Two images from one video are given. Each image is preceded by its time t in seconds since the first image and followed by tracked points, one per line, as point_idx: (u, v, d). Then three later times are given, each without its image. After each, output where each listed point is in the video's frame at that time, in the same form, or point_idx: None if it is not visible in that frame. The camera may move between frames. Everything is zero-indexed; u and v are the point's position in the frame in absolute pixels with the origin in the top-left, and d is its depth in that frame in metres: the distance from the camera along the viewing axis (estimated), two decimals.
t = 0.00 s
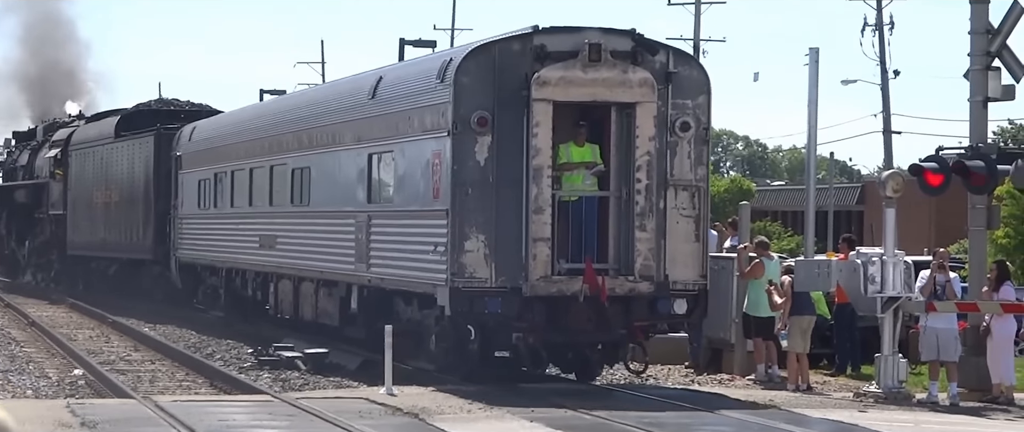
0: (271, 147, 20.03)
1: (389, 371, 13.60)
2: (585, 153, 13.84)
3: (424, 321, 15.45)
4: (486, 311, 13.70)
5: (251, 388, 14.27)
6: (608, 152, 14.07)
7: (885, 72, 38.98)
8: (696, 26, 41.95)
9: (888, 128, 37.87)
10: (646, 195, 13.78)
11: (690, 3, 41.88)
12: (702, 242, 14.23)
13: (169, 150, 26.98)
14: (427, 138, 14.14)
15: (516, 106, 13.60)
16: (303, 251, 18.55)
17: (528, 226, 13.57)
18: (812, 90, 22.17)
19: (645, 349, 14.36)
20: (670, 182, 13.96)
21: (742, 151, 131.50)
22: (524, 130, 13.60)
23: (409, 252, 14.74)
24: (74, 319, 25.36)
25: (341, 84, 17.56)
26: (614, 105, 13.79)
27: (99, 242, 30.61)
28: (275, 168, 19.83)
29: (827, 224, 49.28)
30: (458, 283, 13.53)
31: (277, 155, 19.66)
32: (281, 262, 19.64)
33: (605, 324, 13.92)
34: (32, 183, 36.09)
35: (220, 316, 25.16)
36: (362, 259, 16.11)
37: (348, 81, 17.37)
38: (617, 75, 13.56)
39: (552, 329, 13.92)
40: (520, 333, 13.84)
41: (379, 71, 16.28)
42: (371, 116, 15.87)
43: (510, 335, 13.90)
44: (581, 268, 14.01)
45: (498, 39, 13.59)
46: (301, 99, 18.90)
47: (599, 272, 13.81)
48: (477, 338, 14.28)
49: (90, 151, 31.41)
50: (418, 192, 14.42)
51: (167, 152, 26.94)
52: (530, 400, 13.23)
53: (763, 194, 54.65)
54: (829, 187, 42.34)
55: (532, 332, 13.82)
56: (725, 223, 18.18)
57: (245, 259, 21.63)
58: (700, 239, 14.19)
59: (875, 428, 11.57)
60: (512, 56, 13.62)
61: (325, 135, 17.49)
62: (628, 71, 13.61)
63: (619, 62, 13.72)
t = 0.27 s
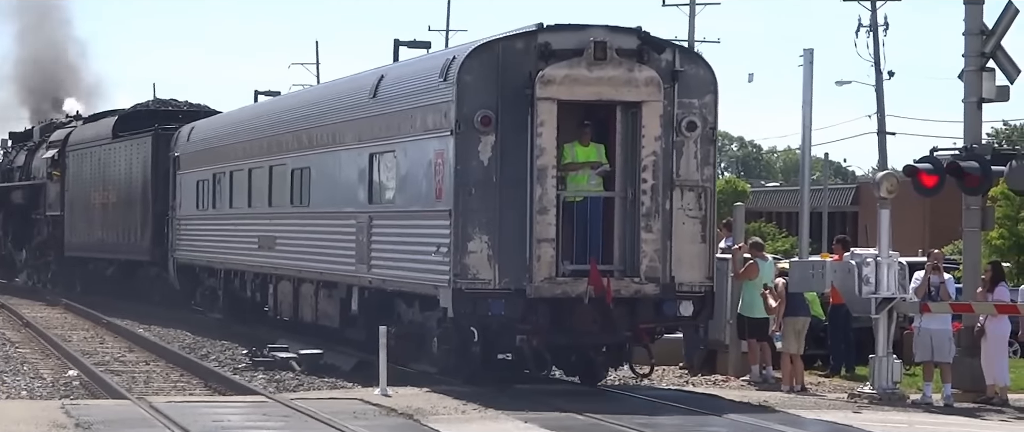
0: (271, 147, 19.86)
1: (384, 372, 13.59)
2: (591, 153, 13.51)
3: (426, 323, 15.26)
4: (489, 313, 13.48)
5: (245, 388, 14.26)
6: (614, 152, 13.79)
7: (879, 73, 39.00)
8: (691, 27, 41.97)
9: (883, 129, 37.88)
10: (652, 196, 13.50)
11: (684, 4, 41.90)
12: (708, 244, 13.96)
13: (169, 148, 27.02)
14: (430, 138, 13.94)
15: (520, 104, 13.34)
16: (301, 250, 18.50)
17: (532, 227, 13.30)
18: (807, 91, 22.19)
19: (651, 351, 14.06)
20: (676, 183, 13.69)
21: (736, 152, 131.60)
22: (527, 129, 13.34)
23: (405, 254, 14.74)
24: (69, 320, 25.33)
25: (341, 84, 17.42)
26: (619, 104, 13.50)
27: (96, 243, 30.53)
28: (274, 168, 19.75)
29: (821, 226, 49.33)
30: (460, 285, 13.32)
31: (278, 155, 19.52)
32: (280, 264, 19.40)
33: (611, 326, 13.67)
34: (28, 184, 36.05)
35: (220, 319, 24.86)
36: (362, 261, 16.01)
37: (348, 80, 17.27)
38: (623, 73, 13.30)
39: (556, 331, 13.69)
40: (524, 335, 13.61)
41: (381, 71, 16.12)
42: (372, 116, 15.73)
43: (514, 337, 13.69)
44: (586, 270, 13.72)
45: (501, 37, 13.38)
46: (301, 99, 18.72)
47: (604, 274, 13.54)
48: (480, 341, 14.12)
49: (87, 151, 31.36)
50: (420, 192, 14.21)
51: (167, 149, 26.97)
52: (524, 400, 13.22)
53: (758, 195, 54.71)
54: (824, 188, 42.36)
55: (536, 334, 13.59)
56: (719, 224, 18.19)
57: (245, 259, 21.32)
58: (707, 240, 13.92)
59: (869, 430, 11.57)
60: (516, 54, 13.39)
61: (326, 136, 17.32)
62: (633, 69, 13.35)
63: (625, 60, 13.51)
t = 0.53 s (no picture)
0: (268, 148, 19.64)
1: (378, 372, 13.59)
2: (594, 151, 13.48)
3: (426, 324, 14.89)
4: (490, 314, 13.40)
5: (239, 389, 14.24)
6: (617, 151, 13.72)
7: (872, 73, 39.04)
8: (684, 27, 41.97)
9: (876, 129, 37.90)
10: (656, 195, 13.45)
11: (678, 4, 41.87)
12: (713, 243, 13.91)
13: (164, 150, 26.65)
14: (430, 137, 13.84)
15: (523, 103, 13.29)
16: (296, 252, 18.39)
17: (535, 226, 13.21)
18: (799, 91, 22.22)
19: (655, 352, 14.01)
20: (681, 182, 13.65)
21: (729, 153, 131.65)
22: (529, 127, 13.28)
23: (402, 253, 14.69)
24: (62, 322, 25.28)
25: (339, 83, 17.24)
26: (623, 102, 13.43)
27: (92, 245, 30.45)
28: (271, 169, 19.53)
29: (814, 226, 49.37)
30: (462, 286, 13.23)
31: (274, 154, 19.31)
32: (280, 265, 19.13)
33: (615, 328, 13.55)
34: (22, 186, 35.99)
35: (216, 320, 24.46)
36: (362, 262, 15.79)
37: (348, 79, 17.07)
38: (626, 71, 13.23)
39: (559, 333, 13.55)
40: (526, 337, 13.49)
41: (380, 69, 15.94)
42: (371, 114, 15.53)
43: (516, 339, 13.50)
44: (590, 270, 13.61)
45: (503, 34, 13.30)
46: (299, 98, 18.54)
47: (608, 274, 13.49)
48: (482, 343, 13.87)
49: (82, 152, 31.30)
50: (421, 192, 14.09)
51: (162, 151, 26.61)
52: (519, 401, 13.22)
53: (751, 196, 54.73)
54: (817, 187, 42.40)
55: (539, 336, 13.47)
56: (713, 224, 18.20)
57: (244, 260, 20.99)
58: (711, 240, 13.89)
59: (864, 429, 11.59)
60: (518, 51, 13.33)
61: (325, 135, 17.07)
62: (637, 67, 13.30)
63: (629, 57, 13.43)
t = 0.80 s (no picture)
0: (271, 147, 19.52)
1: (376, 372, 13.58)
2: (601, 149, 13.22)
3: (432, 326, 14.84)
4: (499, 315, 13.29)
5: (237, 389, 14.24)
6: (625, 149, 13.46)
7: (869, 72, 39.06)
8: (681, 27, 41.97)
9: (873, 128, 37.91)
10: (665, 194, 13.22)
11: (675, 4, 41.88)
12: (723, 242, 13.70)
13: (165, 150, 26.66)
14: (435, 135, 13.70)
15: (529, 101, 13.13)
16: (299, 252, 18.25)
17: (542, 226, 13.01)
18: (796, 91, 22.22)
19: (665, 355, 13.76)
20: (690, 180, 13.43)
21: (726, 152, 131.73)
22: (536, 125, 13.11)
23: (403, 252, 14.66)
24: (59, 322, 25.26)
25: (341, 81, 17.11)
26: (630, 100, 13.22)
27: (93, 245, 30.39)
28: (274, 168, 19.40)
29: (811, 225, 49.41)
30: (468, 287, 13.08)
31: (277, 154, 19.17)
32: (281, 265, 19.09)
33: (624, 329, 13.29)
34: (22, 187, 36.01)
35: (219, 321, 24.28)
36: (366, 263, 15.68)
37: (351, 77, 16.92)
38: (634, 68, 13.05)
39: (567, 335, 13.26)
40: (534, 338, 13.31)
41: (384, 66, 15.78)
42: (375, 113, 15.40)
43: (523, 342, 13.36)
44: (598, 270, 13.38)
45: (509, 30, 13.14)
46: (301, 97, 18.41)
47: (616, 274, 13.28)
48: (489, 344, 13.72)
49: (83, 152, 31.30)
50: (426, 192, 13.97)
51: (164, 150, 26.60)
52: (517, 401, 13.21)
53: (748, 195, 54.79)
54: (814, 186, 42.42)
55: (546, 337, 13.24)
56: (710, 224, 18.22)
57: (246, 261, 20.85)
58: (721, 240, 13.68)
59: (862, 428, 11.59)
60: (524, 48, 13.16)
61: (328, 133, 16.97)
62: (646, 64, 13.10)
63: (636, 54, 13.26)
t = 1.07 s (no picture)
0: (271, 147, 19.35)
1: (372, 373, 13.57)
2: (608, 149, 12.84)
3: (436, 328, 14.66)
4: (505, 318, 13.07)
5: (233, 390, 14.23)
6: (632, 150, 13.09)
7: (867, 74, 39.07)
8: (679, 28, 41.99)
9: (870, 130, 37.92)
10: (674, 195, 12.82)
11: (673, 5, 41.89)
12: (732, 245, 13.38)
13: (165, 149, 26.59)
14: (440, 135, 13.48)
15: (535, 100, 12.83)
16: (299, 252, 18.18)
17: (548, 228, 12.63)
18: (794, 92, 22.22)
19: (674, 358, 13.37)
20: (698, 182, 13.14)
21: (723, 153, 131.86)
22: (543, 124, 12.80)
23: (401, 254, 14.61)
24: (56, 322, 25.26)
25: (344, 81, 16.93)
26: (638, 99, 12.84)
27: (93, 245, 30.36)
28: (275, 168, 19.21)
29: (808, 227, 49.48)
30: (473, 289, 12.89)
31: (278, 154, 18.97)
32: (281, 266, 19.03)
33: (631, 333, 12.88)
34: (22, 186, 36.01)
35: (219, 323, 24.16)
36: (368, 264, 15.52)
37: (353, 76, 16.70)
38: (642, 67, 12.67)
39: (574, 339, 12.89)
40: (540, 342, 12.92)
41: (388, 65, 15.56)
42: (377, 112, 15.22)
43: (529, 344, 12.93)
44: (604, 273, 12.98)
45: (516, 28, 12.86)
46: (303, 96, 18.25)
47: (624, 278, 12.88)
48: (493, 347, 13.56)
49: (84, 152, 31.24)
50: (429, 193, 13.78)
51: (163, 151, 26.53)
52: (514, 402, 13.19)
53: (745, 196, 54.87)
54: (811, 188, 42.47)
55: (553, 341, 12.86)
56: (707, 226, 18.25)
57: (246, 261, 20.78)
58: (730, 242, 13.35)
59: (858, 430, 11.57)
60: (530, 47, 12.86)
61: (329, 133, 16.81)
62: (654, 62, 12.72)
63: (645, 53, 12.88)
